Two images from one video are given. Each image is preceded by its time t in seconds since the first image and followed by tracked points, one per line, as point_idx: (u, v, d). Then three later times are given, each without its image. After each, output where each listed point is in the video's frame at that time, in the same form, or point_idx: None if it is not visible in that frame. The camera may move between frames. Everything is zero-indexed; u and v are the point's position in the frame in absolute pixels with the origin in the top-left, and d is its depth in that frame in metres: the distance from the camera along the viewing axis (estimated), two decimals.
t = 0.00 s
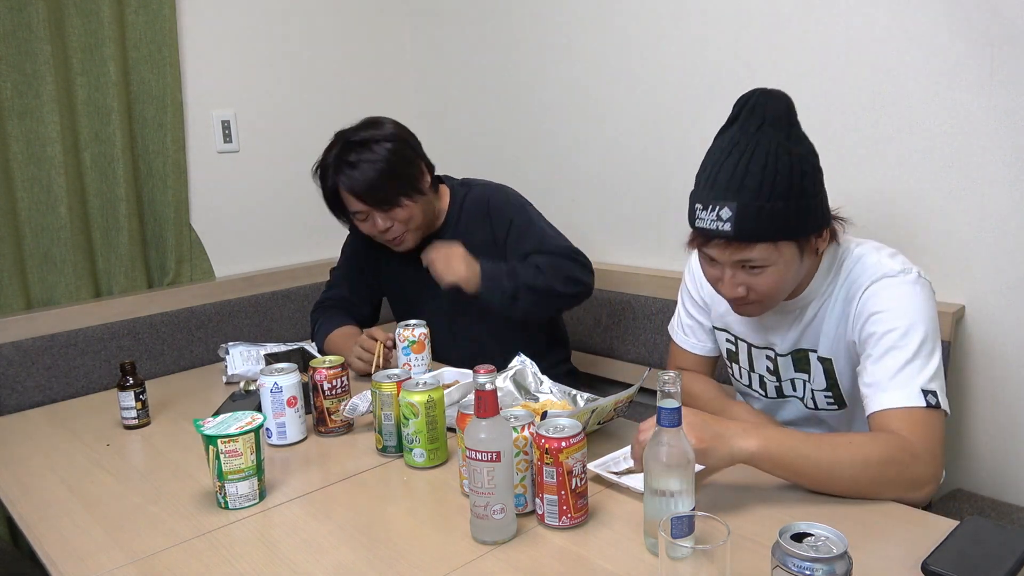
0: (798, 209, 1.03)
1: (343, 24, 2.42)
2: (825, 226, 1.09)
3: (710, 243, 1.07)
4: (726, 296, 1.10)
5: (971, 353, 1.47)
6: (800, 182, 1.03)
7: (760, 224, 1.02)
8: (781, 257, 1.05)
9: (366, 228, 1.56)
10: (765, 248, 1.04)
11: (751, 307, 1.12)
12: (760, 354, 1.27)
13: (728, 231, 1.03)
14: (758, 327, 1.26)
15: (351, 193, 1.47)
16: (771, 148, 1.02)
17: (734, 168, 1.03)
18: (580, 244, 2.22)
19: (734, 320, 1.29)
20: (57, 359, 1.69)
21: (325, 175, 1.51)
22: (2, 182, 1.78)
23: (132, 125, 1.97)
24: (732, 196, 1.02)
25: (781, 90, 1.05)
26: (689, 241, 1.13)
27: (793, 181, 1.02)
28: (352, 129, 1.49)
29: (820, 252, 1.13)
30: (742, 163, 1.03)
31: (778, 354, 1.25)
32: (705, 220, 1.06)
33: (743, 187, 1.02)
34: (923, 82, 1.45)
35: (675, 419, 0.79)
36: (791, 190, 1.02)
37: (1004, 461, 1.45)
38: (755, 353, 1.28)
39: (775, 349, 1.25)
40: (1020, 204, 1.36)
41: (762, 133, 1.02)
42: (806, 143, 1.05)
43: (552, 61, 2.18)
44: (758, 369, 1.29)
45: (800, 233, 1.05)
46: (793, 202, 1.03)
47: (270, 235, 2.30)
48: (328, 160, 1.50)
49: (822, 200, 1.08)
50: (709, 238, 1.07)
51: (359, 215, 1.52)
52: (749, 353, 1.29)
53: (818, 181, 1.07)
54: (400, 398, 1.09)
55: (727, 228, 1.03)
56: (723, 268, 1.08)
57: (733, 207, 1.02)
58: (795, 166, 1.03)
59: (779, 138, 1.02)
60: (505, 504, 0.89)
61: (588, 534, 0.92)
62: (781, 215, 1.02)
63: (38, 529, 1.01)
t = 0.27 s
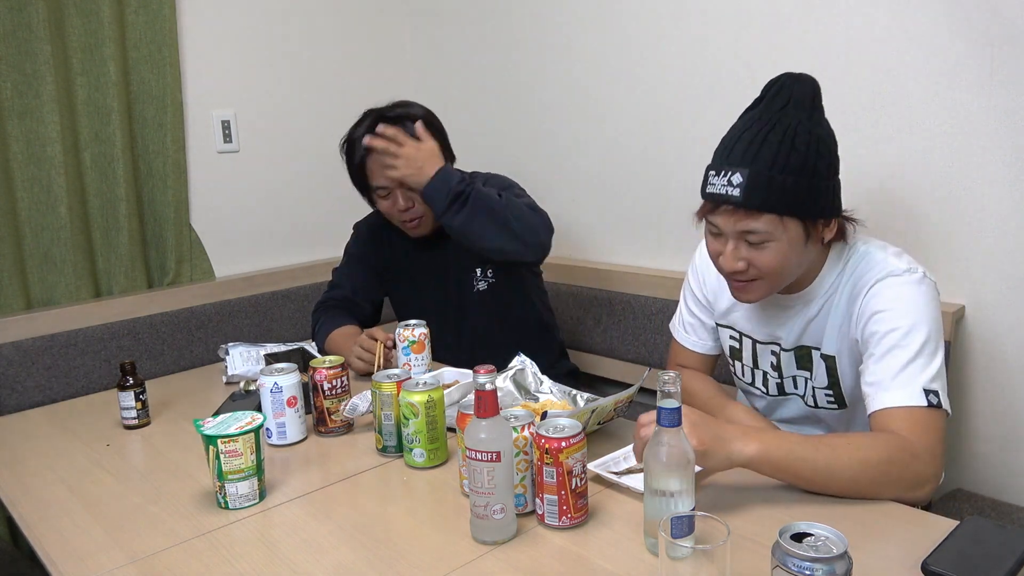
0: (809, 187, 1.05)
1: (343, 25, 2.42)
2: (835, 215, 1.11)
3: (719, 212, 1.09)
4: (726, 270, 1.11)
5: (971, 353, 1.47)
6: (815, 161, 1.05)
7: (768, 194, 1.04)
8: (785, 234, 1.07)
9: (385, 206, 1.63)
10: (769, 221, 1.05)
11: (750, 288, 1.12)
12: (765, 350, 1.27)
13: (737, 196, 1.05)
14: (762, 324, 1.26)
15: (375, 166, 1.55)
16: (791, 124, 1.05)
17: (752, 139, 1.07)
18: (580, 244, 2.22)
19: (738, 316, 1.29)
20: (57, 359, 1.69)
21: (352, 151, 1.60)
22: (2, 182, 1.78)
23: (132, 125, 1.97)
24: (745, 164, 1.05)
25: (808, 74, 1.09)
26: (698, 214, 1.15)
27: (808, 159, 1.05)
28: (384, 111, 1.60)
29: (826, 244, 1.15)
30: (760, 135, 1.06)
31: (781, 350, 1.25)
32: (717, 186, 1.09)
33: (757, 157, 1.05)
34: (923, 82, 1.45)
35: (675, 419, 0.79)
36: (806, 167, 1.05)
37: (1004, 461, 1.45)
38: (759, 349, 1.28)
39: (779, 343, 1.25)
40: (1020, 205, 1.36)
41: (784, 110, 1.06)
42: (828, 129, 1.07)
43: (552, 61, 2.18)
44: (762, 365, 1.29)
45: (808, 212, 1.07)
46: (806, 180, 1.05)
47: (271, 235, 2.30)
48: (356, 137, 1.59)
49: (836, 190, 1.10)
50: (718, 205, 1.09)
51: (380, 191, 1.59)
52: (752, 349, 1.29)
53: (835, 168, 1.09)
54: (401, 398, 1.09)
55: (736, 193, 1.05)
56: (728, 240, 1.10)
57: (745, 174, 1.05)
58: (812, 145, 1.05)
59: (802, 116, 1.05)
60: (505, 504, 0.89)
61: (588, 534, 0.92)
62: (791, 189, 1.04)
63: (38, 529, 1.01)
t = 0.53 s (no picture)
0: (809, 176, 1.06)
1: (343, 24, 2.42)
2: (835, 209, 1.10)
3: (716, 196, 1.11)
4: (720, 255, 1.11)
5: (971, 352, 1.47)
6: (817, 152, 1.06)
7: (766, 177, 1.05)
8: (780, 220, 1.07)
9: (389, 189, 1.66)
10: (764, 206, 1.06)
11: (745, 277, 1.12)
12: (770, 349, 1.27)
13: (734, 178, 1.06)
14: (765, 323, 1.26)
15: (382, 137, 1.62)
16: (795, 115, 1.07)
17: (756, 126, 1.08)
18: (580, 244, 2.22)
19: (742, 315, 1.30)
20: (57, 359, 1.69)
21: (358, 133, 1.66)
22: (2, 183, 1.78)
23: (132, 125, 1.97)
24: (746, 148, 1.07)
25: (819, 72, 1.11)
26: (698, 201, 1.16)
27: (810, 148, 1.05)
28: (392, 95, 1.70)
29: (825, 239, 1.14)
30: (764, 123, 1.08)
31: (785, 349, 1.25)
32: (717, 169, 1.10)
33: (758, 141, 1.06)
34: (922, 82, 1.45)
35: (675, 419, 0.79)
36: (807, 156, 1.05)
37: (1005, 461, 1.45)
38: (763, 349, 1.28)
39: (784, 343, 1.25)
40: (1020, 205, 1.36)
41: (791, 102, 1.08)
42: (835, 126, 1.08)
43: (552, 61, 2.17)
44: (766, 365, 1.29)
45: (805, 201, 1.06)
46: (807, 169, 1.05)
47: (270, 235, 2.30)
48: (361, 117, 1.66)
49: (839, 186, 1.10)
50: (716, 189, 1.10)
51: (384, 169, 1.64)
52: (757, 349, 1.29)
53: (839, 164, 1.09)
54: (401, 398, 1.09)
55: (733, 174, 1.07)
56: (723, 224, 1.10)
57: (744, 157, 1.06)
58: (816, 136, 1.06)
59: (808, 108, 1.07)
60: (505, 504, 0.89)
61: (588, 534, 0.92)
62: (789, 175, 1.05)
63: (38, 529, 1.01)
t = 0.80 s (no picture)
0: (810, 172, 1.05)
1: (343, 25, 2.42)
2: (836, 206, 1.10)
3: (718, 190, 1.11)
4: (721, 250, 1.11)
5: (971, 353, 1.47)
6: (818, 149, 1.06)
7: (766, 173, 1.05)
8: (781, 216, 1.07)
9: (393, 183, 1.66)
10: (765, 201, 1.06)
11: (745, 273, 1.12)
12: (771, 348, 1.27)
13: (735, 173, 1.07)
14: (766, 324, 1.26)
15: (387, 133, 1.63)
16: (796, 111, 1.06)
17: (758, 122, 1.08)
18: (580, 244, 2.22)
19: (743, 315, 1.30)
20: (57, 359, 1.69)
21: (363, 128, 1.67)
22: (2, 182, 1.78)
23: (132, 125, 1.97)
24: (747, 144, 1.07)
25: (823, 69, 1.10)
26: (701, 196, 1.16)
27: (811, 145, 1.05)
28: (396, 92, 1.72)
29: (826, 236, 1.14)
30: (766, 119, 1.08)
31: (786, 348, 1.25)
32: (719, 164, 1.10)
33: (760, 137, 1.06)
34: (922, 82, 1.45)
35: (675, 419, 0.79)
36: (808, 152, 1.05)
37: (1004, 461, 1.45)
38: (764, 348, 1.28)
39: (785, 343, 1.25)
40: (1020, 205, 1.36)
41: (793, 99, 1.07)
42: (837, 123, 1.08)
43: (552, 61, 2.17)
44: (767, 365, 1.29)
45: (806, 197, 1.06)
46: (808, 166, 1.05)
47: (270, 235, 2.30)
48: (366, 113, 1.68)
49: (841, 184, 1.10)
50: (717, 184, 1.11)
51: (390, 163, 1.64)
52: (758, 348, 1.29)
53: (841, 162, 1.09)
54: (401, 398, 1.09)
55: (735, 170, 1.07)
56: (724, 219, 1.11)
57: (745, 152, 1.06)
58: (818, 133, 1.06)
59: (810, 104, 1.06)
60: (505, 504, 0.89)
61: (588, 534, 0.92)
62: (789, 172, 1.05)
63: (38, 529, 1.01)
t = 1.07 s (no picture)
0: (809, 174, 1.05)
1: (343, 25, 2.42)
2: (836, 206, 1.09)
3: (717, 193, 1.11)
4: (721, 253, 1.12)
5: (971, 353, 1.47)
6: (817, 149, 1.05)
7: (765, 175, 1.05)
8: (781, 218, 1.07)
9: (397, 189, 1.66)
10: (764, 203, 1.06)
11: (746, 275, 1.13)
12: (771, 347, 1.27)
13: (734, 176, 1.07)
14: (766, 326, 1.27)
15: (391, 137, 1.63)
16: (795, 112, 1.06)
17: (757, 123, 1.08)
18: (580, 244, 2.22)
19: (743, 315, 1.31)
20: (57, 359, 1.69)
21: (367, 131, 1.66)
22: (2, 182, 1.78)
23: (132, 125, 1.97)
24: (746, 146, 1.07)
25: (820, 68, 1.09)
26: (701, 198, 1.16)
27: (809, 145, 1.05)
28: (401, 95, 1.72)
29: (826, 236, 1.14)
30: (764, 121, 1.08)
31: (786, 348, 1.25)
32: (718, 167, 1.11)
33: (759, 139, 1.07)
34: (922, 82, 1.45)
35: (675, 419, 0.79)
36: (806, 153, 1.05)
37: (1005, 461, 1.45)
38: (765, 347, 1.28)
39: (784, 343, 1.25)
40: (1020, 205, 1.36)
41: (790, 99, 1.07)
42: (836, 122, 1.07)
43: (552, 61, 2.17)
44: (767, 364, 1.29)
45: (805, 198, 1.06)
46: (806, 167, 1.05)
47: (270, 235, 2.30)
48: (371, 116, 1.67)
49: (840, 184, 1.09)
50: (717, 187, 1.11)
51: (394, 169, 1.64)
52: (758, 347, 1.29)
53: (840, 161, 1.09)
54: (400, 398, 1.09)
55: (734, 173, 1.07)
56: (724, 222, 1.11)
57: (743, 155, 1.07)
58: (816, 133, 1.06)
59: (809, 104, 1.06)
60: (505, 504, 0.89)
61: (588, 534, 0.92)
62: (788, 174, 1.05)
63: (38, 529, 1.01)
